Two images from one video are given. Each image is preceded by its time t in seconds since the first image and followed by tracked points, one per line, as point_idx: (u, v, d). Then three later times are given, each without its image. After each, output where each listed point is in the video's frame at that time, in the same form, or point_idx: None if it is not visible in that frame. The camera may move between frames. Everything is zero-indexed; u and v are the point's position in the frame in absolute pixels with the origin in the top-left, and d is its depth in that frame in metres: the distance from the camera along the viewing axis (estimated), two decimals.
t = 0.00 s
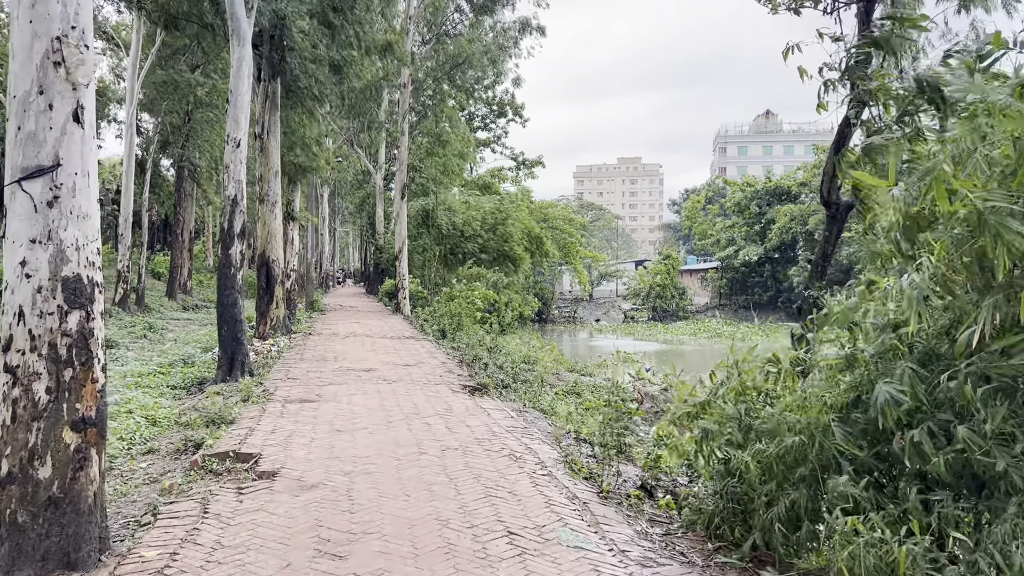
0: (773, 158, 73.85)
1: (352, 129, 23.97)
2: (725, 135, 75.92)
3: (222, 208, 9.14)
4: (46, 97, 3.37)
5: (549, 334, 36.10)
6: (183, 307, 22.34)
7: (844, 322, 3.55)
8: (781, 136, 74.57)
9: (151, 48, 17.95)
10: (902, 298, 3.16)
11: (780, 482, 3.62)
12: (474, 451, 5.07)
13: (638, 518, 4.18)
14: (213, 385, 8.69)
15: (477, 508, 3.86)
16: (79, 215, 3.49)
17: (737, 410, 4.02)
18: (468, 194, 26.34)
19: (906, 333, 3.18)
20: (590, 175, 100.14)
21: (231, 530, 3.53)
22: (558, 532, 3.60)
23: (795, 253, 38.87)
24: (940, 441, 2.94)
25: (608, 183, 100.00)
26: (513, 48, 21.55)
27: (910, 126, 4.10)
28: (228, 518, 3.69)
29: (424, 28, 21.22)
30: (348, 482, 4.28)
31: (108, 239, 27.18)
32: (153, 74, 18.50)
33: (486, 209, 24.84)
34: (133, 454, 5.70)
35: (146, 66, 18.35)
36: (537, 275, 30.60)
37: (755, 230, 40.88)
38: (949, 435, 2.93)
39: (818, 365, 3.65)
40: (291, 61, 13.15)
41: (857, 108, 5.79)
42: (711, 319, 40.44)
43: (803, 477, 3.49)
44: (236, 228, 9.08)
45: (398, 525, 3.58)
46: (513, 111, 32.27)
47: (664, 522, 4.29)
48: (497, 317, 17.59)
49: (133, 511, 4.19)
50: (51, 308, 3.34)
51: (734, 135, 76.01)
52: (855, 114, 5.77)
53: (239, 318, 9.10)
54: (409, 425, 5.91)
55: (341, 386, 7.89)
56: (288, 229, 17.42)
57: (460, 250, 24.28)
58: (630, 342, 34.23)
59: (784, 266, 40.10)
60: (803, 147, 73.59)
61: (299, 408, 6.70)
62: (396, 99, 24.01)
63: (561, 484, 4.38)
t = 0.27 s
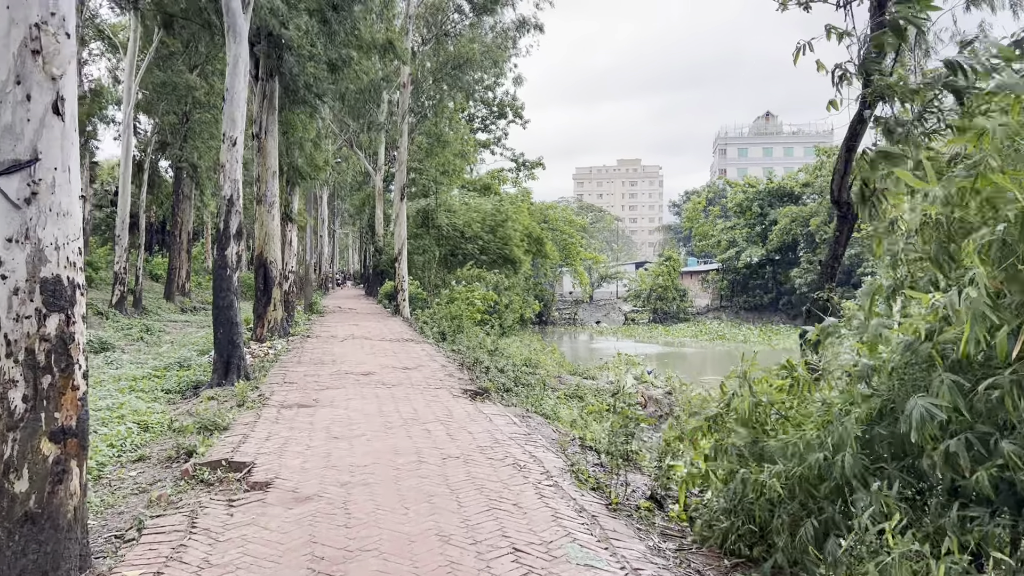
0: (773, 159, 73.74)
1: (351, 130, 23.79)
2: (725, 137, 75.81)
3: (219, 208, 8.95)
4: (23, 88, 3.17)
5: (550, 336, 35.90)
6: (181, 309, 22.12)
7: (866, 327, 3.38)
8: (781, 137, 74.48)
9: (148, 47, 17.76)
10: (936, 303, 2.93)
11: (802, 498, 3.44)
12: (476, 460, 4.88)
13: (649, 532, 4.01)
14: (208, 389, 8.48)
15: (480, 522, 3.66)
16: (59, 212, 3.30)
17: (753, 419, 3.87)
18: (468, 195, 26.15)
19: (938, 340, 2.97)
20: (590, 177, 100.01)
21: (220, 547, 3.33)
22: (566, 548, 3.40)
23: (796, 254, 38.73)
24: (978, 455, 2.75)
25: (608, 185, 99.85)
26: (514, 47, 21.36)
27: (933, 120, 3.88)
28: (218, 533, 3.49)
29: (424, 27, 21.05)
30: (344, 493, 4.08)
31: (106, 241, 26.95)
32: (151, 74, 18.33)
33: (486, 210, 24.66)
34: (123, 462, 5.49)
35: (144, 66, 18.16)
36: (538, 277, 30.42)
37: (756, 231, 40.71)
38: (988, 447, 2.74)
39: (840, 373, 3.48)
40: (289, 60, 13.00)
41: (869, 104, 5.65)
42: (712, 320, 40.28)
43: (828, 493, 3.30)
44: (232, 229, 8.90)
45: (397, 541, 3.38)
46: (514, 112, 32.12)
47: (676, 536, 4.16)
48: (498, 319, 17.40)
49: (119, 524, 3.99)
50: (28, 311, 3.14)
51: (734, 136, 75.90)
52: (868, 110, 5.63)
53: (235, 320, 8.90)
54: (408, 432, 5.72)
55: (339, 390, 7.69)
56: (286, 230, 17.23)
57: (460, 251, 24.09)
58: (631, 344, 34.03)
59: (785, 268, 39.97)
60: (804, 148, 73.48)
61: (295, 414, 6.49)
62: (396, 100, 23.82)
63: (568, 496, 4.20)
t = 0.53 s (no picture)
0: (773, 161, 73.66)
1: (350, 131, 23.61)
2: (725, 139, 75.72)
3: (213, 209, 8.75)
4: None
5: (550, 338, 35.72)
6: (178, 311, 21.91)
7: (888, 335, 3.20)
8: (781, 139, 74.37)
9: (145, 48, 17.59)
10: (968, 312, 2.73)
11: (821, 517, 3.24)
12: (477, 470, 4.70)
13: (660, 549, 3.84)
14: (202, 394, 8.28)
15: (481, 538, 3.48)
16: (35, 211, 3.12)
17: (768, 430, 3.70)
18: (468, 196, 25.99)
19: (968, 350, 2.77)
20: (589, 179, 99.91)
21: (205, 567, 3.13)
22: (573, 566, 3.21)
23: (797, 256, 38.60)
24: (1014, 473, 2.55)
25: (608, 187, 99.72)
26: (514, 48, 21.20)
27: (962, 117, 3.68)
28: (203, 552, 3.29)
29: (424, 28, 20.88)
30: (339, 508, 3.89)
31: (103, 243, 26.73)
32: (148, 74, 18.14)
33: (486, 212, 24.49)
34: (111, 471, 5.28)
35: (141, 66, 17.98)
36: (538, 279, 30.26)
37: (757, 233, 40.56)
38: None
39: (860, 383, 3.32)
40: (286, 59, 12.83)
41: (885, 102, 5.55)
42: (712, 323, 40.12)
43: (848, 513, 3.10)
44: (226, 230, 8.71)
45: (393, 560, 3.19)
46: (514, 114, 31.96)
47: (687, 554, 4.00)
48: (498, 322, 17.23)
49: (101, 540, 3.78)
50: None
51: (734, 138, 75.82)
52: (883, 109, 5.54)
53: (230, 324, 8.69)
54: (407, 440, 5.53)
55: (335, 396, 7.49)
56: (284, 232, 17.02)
57: (460, 253, 23.90)
58: (631, 347, 33.86)
59: (786, 270, 39.84)
60: (804, 150, 73.38)
61: (290, 420, 6.30)
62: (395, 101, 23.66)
63: (573, 510, 4.01)
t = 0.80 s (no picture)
0: (773, 162, 73.54)
1: (348, 132, 23.44)
2: (725, 140, 75.66)
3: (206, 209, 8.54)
4: None
5: (550, 340, 35.53)
6: (175, 313, 21.69)
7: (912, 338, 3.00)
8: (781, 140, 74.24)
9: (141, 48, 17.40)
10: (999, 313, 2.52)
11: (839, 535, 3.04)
12: (473, 480, 4.51)
13: (667, 565, 3.64)
14: (194, 398, 8.07)
15: (477, 556, 3.28)
16: None
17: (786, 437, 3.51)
18: (467, 197, 25.82)
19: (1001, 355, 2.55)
20: (589, 180, 99.75)
21: None
22: None
23: (797, 257, 38.43)
24: None
25: (608, 188, 99.56)
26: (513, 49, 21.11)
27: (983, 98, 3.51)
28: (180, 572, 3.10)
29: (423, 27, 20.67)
30: (327, 522, 3.70)
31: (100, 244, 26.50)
32: (145, 74, 17.96)
33: (486, 213, 24.29)
34: (94, 480, 5.07)
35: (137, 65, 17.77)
36: (537, 280, 30.09)
37: (758, 234, 40.42)
38: None
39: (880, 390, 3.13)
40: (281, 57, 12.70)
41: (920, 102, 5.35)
42: (713, 325, 39.93)
43: (868, 532, 2.90)
44: (219, 230, 8.51)
45: None
46: (513, 114, 31.81)
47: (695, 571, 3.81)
48: (497, 324, 17.05)
49: (76, 557, 3.59)
50: None
51: (733, 140, 75.76)
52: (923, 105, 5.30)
53: (222, 326, 8.49)
54: (401, 447, 5.34)
55: (329, 400, 7.28)
56: (281, 233, 16.83)
57: (458, 253, 23.72)
58: (631, 348, 33.67)
59: (787, 271, 39.68)
60: (804, 151, 73.26)
61: (281, 426, 6.09)
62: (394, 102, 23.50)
63: (574, 524, 3.82)
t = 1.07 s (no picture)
0: (775, 163, 73.35)
1: (348, 133, 23.25)
2: (726, 141, 75.45)
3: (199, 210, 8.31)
4: None
5: (551, 342, 35.30)
6: (173, 314, 21.48)
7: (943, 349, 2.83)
8: (783, 141, 74.03)
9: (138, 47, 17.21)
10: None
11: (869, 560, 2.83)
12: (473, 495, 4.33)
13: None
14: (186, 403, 7.85)
15: None
16: None
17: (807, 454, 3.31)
18: (467, 198, 25.62)
19: None
20: (590, 181, 99.53)
21: None
22: None
23: (800, 259, 38.21)
24: None
25: (608, 189, 99.35)
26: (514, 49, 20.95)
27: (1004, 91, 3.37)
28: None
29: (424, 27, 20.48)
30: (317, 541, 3.50)
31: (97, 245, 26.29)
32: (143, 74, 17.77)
33: (487, 214, 24.08)
34: (78, 491, 4.84)
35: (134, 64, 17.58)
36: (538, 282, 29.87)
37: (760, 236, 40.19)
38: None
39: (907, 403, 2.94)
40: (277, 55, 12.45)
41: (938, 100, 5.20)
42: (715, 327, 39.68)
43: (902, 557, 2.70)
44: (213, 232, 8.29)
45: None
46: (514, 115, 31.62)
47: None
48: (498, 327, 16.84)
49: None
50: None
51: (735, 141, 75.57)
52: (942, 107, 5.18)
53: (216, 330, 8.28)
54: (397, 457, 5.14)
55: (325, 407, 7.07)
56: (279, 235, 16.62)
57: (458, 255, 23.50)
58: (633, 350, 33.43)
59: (789, 273, 39.44)
60: (806, 152, 73.03)
61: (274, 435, 5.88)
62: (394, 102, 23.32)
63: (580, 544, 3.62)
